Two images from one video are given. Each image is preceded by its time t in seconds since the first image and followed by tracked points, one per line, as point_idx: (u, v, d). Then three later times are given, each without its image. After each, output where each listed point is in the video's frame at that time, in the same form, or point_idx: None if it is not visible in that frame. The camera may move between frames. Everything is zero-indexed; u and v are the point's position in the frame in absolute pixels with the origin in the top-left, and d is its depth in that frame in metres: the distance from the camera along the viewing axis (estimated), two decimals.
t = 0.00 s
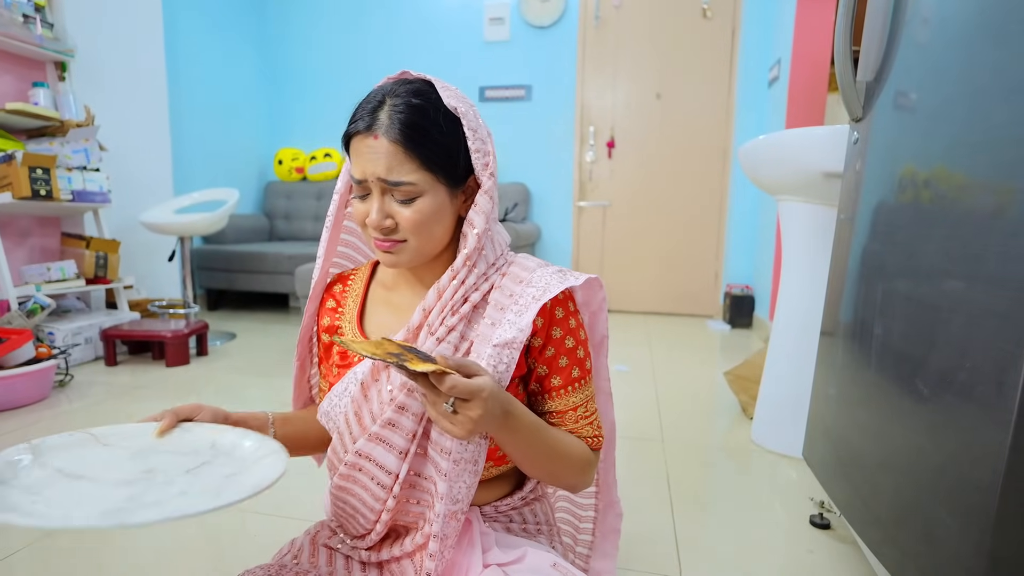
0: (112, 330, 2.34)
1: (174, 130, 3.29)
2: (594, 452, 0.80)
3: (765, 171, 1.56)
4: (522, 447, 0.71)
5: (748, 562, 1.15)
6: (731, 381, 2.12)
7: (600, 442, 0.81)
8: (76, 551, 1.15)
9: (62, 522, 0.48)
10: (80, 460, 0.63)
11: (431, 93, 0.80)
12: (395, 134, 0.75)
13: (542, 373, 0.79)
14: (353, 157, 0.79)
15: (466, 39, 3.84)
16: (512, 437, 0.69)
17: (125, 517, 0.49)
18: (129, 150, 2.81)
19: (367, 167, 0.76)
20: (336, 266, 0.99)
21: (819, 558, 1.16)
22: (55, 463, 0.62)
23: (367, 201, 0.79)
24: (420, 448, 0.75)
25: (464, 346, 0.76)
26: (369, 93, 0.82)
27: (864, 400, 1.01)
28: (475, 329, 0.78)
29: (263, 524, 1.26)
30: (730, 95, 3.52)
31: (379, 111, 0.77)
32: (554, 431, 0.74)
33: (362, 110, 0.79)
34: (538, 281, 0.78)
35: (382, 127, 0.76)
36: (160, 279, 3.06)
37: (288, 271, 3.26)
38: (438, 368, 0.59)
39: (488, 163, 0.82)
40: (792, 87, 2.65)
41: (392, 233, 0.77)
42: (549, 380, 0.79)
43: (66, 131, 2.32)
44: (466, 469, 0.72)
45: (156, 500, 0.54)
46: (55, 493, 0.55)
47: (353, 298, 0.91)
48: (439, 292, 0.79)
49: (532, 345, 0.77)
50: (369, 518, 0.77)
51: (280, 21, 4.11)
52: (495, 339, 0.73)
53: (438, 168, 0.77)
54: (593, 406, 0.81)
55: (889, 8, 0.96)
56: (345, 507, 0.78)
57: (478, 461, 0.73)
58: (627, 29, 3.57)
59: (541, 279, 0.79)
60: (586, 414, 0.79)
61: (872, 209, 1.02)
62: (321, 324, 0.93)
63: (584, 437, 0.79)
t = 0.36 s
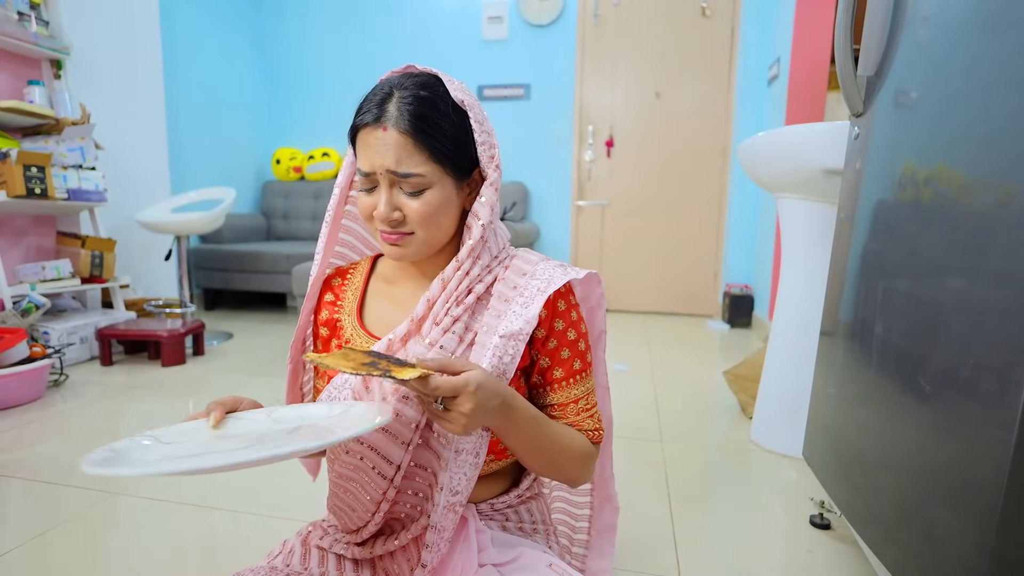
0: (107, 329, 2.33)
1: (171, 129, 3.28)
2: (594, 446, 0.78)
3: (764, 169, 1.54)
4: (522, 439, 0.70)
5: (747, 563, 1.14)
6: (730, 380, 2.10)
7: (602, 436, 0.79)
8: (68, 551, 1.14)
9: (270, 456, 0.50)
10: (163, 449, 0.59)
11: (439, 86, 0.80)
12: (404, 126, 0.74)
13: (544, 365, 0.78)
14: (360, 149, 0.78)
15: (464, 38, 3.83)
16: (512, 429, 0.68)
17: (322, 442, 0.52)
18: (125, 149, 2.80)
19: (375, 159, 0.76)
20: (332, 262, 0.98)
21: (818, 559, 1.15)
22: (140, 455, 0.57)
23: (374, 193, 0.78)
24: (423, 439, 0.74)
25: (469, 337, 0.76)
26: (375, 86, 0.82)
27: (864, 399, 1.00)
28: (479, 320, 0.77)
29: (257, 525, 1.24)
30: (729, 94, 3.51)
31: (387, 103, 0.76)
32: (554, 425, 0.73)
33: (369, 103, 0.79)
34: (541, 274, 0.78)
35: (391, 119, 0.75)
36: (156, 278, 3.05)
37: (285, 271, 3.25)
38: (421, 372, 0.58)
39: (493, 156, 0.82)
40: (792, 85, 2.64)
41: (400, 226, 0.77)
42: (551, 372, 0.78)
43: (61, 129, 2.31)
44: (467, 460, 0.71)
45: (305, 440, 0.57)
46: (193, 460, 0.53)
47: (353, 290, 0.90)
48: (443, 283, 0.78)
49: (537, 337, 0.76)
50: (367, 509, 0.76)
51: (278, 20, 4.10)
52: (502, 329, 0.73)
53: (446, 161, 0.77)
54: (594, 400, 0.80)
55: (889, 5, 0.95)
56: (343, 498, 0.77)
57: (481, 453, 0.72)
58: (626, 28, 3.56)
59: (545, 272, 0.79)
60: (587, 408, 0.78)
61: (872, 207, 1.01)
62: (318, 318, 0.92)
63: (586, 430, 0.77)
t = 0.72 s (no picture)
0: (102, 330, 2.32)
1: (167, 129, 3.27)
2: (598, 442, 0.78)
3: (763, 168, 1.53)
4: (538, 434, 0.69)
5: (747, 564, 1.13)
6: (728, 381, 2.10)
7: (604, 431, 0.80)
8: (59, 553, 1.12)
9: (349, 444, 0.49)
10: (202, 443, 0.55)
11: (439, 81, 0.79)
12: (406, 121, 0.73)
13: (550, 364, 0.76)
14: (360, 147, 0.77)
15: (462, 39, 3.82)
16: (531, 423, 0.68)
17: (393, 428, 0.52)
18: (120, 149, 2.79)
19: (376, 156, 0.74)
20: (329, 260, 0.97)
21: (818, 560, 1.14)
22: (183, 450, 0.53)
23: (375, 191, 0.77)
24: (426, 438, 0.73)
25: (474, 335, 0.75)
26: (374, 81, 0.80)
27: (864, 399, 0.99)
28: (484, 318, 0.76)
29: (251, 527, 1.23)
30: (727, 94, 3.51)
31: (387, 98, 0.75)
32: (565, 421, 0.72)
33: (368, 98, 0.77)
34: (547, 271, 0.78)
35: (393, 114, 0.74)
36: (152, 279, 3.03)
37: (282, 272, 3.24)
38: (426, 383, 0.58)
39: (494, 151, 0.82)
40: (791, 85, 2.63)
41: (402, 224, 0.76)
42: (556, 371, 0.77)
43: (56, 129, 2.30)
44: (472, 459, 0.71)
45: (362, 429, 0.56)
46: (255, 453, 0.51)
47: (352, 287, 0.90)
48: (446, 280, 0.77)
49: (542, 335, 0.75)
50: (365, 507, 0.75)
51: (275, 20, 4.09)
52: (510, 329, 0.71)
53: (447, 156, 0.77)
54: (595, 396, 0.80)
55: (888, 3, 0.94)
56: (341, 496, 0.76)
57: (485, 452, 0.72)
58: (623, 28, 3.56)
59: (550, 270, 0.79)
60: (591, 404, 0.78)
61: (872, 206, 1.00)
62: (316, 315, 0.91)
63: (591, 426, 0.77)
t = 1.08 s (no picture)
0: (98, 334, 2.31)
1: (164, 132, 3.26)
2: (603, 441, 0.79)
3: (762, 169, 1.53)
4: (555, 440, 0.69)
5: (747, 568, 1.11)
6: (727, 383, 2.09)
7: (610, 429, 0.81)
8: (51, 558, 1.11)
9: (396, 465, 0.47)
10: (234, 450, 0.53)
11: (444, 80, 0.78)
12: (413, 122, 0.73)
13: (559, 366, 0.76)
14: (364, 147, 0.75)
15: (460, 41, 3.82)
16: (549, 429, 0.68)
17: (437, 443, 0.50)
18: (117, 152, 2.78)
19: (381, 157, 0.73)
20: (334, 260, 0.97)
21: (819, 563, 1.13)
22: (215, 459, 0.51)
23: (379, 191, 0.76)
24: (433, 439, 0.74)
25: (483, 338, 0.76)
26: (376, 79, 0.80)
27: (864, 400, 0.98)
28: (492, 320, 0.77)
29: (247, 531, 1.22)
30: (726, 96, 3.51)
31: (392, 98, 0.74)
32: (576, 421, 0.72)
33: (371, 98, 0.76)
34: (556, 273, 0.79)
35: (399, 114, 0.73)
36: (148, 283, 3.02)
37: (280, 275, 3.23)
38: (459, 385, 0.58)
39: (499, 151, 0.83)
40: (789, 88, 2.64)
41: (408, 226, 0.75)
42: (565, 373, 0.77)
43: (52, 132, 2.29)
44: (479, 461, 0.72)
45: (402, 438, 0.54)
46: (294, 471, 0.49)
47: (355, 287, 0.89)
48: (455, 282, 0.77)
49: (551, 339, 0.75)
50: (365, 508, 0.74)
51: (273, 23, 4.09)
52: (521, 334, 0.72)
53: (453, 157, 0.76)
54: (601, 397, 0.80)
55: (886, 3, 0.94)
56: (342, 496, 0.75)
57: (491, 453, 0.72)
58: (621, 30, 3.56)
59: (558, 272, 0.80)
60: (597, 403, 0.79)
61: (870, 207, 1.00)
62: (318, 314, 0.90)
63: (599, 425, 0.78)
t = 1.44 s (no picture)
0: (94, 337, 2.30)
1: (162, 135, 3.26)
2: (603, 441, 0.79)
3: (759, 172, 1.53)
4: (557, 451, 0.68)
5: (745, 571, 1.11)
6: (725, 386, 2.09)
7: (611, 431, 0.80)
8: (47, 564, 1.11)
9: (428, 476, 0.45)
10: (261, 463, 0.52)
11: (446, 83, 0.78)
12: (417, 125, 0.72)
13: (562, 369, 0.76)
14: (365, 152, 0.75)
15: (459, 45, 3.83)
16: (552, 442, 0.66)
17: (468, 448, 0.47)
18: (114, 155, 2.78)
19: (384, 161, 0.73)
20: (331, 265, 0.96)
21: (818, 566, 1.13)
22: (244, 474, 0.50)
23: (381, 196, 0.76)
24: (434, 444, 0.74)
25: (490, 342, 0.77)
26: (376, 84, 0.79)
27: (862, 403, 0.98)
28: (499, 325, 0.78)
29: (244, 536, 1.21)
30: (724, 99, 3.51)
31: (395, 101, 0.74)
32: (575, 428, 0.72)
33: (374, 102, 0.76)
34: (558, 275, 0.80)
35: (402, 118, 0.73)
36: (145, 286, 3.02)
37: (277, 278, 3.23)
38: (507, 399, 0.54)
39: (502, 155, 0.84)
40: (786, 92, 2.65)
41: (411, 230, 0.75)
42: (568, 375, 0.77)
43: (48, 135, 2.29)
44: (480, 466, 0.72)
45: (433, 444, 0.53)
46: (326, 485, 0.47)
47: (357, 292, 0.90)
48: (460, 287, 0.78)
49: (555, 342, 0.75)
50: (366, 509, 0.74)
51: (271, 27, 4.10)
52: (528, 338, 0.72)
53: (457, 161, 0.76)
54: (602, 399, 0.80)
55: (882, 8, 0.94)
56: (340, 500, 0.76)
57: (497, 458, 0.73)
58: (619, 34, 3.57)
59: (562, 275, 0.81)
60: (597, 404, 0.78)
61: (867, 211, 1.00)
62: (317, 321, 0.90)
63: (599, 426, 0.77)
